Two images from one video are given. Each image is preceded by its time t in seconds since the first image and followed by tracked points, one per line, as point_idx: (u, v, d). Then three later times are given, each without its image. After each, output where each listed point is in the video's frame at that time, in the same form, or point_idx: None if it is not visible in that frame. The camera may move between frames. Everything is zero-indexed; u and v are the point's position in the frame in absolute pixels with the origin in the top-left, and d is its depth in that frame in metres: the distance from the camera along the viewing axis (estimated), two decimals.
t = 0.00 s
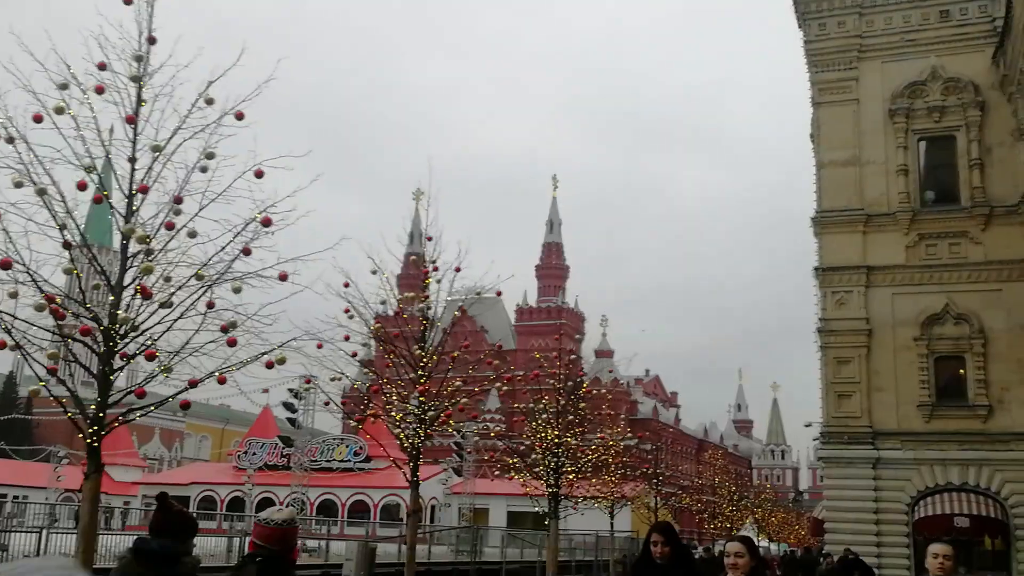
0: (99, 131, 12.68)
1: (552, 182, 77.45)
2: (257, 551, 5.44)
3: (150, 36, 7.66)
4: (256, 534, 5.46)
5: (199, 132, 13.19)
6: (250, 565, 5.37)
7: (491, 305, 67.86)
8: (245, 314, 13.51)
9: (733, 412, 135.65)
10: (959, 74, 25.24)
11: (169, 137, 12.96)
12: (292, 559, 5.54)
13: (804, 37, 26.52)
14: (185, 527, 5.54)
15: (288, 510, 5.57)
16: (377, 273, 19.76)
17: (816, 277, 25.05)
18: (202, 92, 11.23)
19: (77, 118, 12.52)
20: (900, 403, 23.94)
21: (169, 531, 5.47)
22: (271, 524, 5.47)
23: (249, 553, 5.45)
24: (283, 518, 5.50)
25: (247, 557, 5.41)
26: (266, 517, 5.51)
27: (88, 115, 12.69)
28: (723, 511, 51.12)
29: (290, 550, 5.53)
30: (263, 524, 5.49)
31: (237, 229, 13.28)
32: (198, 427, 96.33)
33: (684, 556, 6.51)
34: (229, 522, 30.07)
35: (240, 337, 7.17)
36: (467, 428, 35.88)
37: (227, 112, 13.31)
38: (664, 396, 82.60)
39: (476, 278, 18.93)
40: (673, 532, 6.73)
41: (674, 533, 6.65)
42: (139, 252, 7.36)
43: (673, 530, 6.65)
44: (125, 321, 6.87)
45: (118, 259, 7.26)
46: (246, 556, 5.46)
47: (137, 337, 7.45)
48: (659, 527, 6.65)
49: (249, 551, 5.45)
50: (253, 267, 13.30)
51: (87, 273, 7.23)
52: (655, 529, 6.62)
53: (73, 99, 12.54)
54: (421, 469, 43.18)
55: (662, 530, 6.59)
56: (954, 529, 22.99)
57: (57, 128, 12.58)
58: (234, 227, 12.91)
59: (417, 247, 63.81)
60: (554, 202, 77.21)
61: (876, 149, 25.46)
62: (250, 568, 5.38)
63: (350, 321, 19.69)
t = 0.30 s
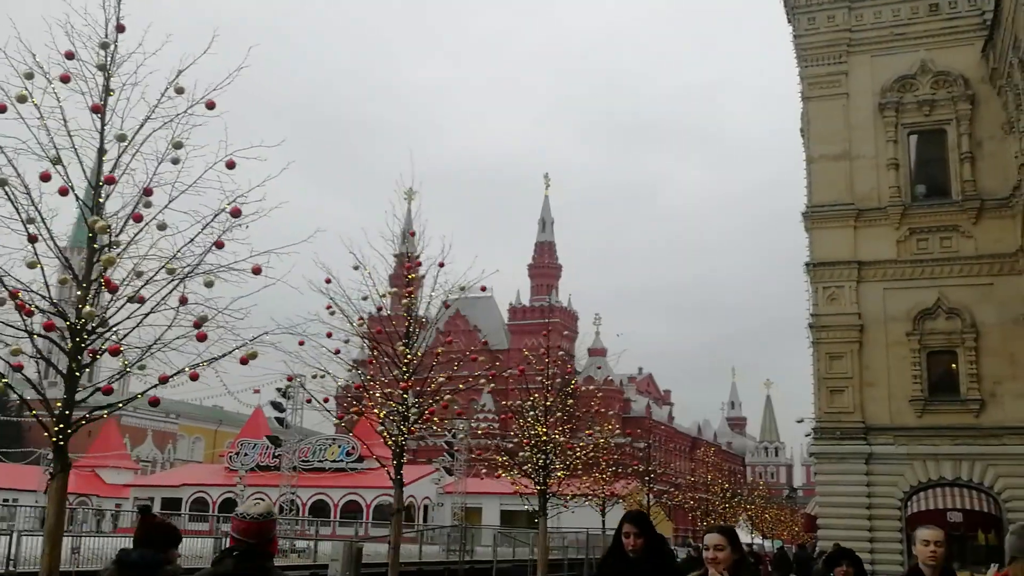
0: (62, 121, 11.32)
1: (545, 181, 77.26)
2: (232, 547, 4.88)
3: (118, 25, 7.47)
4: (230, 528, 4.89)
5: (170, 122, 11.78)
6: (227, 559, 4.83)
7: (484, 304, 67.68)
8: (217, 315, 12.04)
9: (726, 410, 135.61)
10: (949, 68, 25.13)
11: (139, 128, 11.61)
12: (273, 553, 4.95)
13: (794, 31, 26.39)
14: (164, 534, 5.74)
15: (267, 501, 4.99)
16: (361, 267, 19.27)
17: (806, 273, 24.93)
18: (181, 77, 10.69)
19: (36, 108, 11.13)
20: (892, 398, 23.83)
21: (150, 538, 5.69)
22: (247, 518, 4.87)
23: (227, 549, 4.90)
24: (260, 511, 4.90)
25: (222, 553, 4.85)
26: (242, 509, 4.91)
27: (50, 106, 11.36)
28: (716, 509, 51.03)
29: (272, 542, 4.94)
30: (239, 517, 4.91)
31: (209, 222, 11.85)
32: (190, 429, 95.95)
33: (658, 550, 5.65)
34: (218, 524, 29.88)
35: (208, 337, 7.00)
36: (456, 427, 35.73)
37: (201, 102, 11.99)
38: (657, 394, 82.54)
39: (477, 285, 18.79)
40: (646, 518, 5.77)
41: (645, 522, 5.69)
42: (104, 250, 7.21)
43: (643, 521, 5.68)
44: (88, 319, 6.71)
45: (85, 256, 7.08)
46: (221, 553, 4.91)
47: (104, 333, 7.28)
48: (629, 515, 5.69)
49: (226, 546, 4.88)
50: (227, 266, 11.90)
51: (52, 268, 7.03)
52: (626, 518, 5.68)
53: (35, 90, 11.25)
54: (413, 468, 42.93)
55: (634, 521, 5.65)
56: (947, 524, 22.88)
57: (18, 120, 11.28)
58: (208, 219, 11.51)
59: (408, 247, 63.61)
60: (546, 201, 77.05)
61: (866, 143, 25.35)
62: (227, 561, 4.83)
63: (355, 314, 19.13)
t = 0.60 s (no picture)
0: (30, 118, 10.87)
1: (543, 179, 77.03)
2: (238, 561, 5.08)
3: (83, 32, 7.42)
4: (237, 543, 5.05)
5: (144, 118, 11.38)
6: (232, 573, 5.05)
7: (484, 304, 67.50)
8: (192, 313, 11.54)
9: (730, 406, 135.22)
10: (944, 57, 24.98)
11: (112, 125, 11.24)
12: (275, 565, 5.13)
13: (787, 24, 26.24)
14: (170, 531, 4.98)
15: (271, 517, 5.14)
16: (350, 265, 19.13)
17: (804, 266, 24.80)
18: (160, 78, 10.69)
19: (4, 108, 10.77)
20: (893, 390, 23.69)
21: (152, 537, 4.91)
22: (252, 532, 5.06)
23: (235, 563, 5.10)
24: (264, 526, 5.09)
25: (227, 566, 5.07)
26: (246, 524, 5.10)
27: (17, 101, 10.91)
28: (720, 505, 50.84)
29: (275, 557, 5.12)
30: (245, 532, 5.08)
31: (183, 217, 11.34)
32: (193, 434, 96.51)
33: (638, 552, 5.35)
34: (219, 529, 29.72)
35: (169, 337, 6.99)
36: (456, 428, 35.61)
37: (174, 94, 11.52)
38: (660, 391, 82.31)
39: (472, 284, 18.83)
40: (629, 517, 5.49)
41: (625, 521, 5.41)
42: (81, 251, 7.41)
43: (623, 519, 5.39)
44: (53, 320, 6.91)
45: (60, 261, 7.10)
46: (227, 567, 5.12)
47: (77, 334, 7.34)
48: (608, 513, 5.42)
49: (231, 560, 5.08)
50: (204, 264, 11.35)
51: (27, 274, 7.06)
52: (604, 516, 5.41)
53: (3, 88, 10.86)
54: (415, 470, 42.78)
55: (612, 519, 5.38)
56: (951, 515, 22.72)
57: None
58: (180, 215, 11.02)
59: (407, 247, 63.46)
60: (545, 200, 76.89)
61: (862, 134, 25.22)
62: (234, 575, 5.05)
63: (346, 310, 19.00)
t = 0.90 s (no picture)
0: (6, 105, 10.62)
1: (544, 178, 76.72)
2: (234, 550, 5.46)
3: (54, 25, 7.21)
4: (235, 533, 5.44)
5: (121, 104, 10.95)
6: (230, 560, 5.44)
7: (483, 303, 67.19)
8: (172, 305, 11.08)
9: (731, 407, 134.86)
10: (946, 54, 24.74)
11: (90, 111, 10.86)
12: (271, 556, 5.52)
13: (788, 19, 25.99)
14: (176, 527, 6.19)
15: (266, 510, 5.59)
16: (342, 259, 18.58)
17: (805, 264, 24.57)
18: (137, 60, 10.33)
19: None
20: (894, 390, 23.45)
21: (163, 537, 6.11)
22: (249, 524, 5.47)
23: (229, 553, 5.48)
24: (260, 517, 5.51)
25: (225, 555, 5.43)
26: (242, 516, 5.52)
27: None
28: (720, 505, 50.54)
29: (269, 547, 5.50)
30: (243, 524, 5.48)
31: (159, 206, 10.87)
32: (192, 432, 96.24)
33: (602, 549, 4.98)
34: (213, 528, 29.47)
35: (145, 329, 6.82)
36: (453, 426, 35.37)
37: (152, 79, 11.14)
38: (660, 391, 82.02)
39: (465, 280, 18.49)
40: (594, 509, 5.10)
41: (587, 514, 5.02)
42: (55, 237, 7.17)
43: (584, 514, 5.01)
44: (22, 307, 6.66)
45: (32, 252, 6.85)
46: (224, 556, 5.47)
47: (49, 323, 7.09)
48: (569, 507, 5.05)
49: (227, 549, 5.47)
50: (183, 254, 10.88)
51: None
52: (564, 511, 5.04)
53: None
54: (413, 469, 42.56)
55: (572, 514, 5.01)
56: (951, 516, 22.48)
57: None
58: (156, 201, 10.58)
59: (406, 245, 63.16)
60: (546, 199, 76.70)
61: (864, 131, 24.98)
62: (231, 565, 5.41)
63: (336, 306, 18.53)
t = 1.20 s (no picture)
0: None
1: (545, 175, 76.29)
2: (216, 548, 5.12)
3: None
4: (213, 528, 5.12)
5: (99, 80, 9.72)
6: (216, 559, 5.06)
7: (484, 300, 66.74)
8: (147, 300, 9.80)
9: (729, 409, 134.68)
10: (951, 54, 24.49)
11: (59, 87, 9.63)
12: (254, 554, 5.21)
13: (793, 17, 25.71)
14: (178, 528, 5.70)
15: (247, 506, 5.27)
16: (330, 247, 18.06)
17: (804, 264, 24.31)
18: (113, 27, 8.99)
19: None
20: (892, 392, 23.20)
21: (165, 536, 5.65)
22: (230, 520, 5.14)
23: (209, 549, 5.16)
24: (242, 513, 5.19)
25: (207, 552, 5.08)
26: (222, 512, 5.18)
27: None
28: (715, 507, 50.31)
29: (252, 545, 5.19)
30: (222, 520, 5.14)
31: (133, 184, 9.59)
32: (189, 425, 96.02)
33: (537, 537, 4.15)
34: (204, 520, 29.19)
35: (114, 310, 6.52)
36: (447, 424, 35.16)
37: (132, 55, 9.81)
38: (658, 392, 81.79)
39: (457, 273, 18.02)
40: (530, 496, 4.29)
41: (524, 503, 4.20)
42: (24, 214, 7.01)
43: (521, 503, 4.17)
44: None
45: None
46: (206, 552, 5.14)
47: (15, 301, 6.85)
48: (501, 492, 4.21)
49: (210, 546, 5.14)
50: (162, 238, 9.62)
51: None
52: (495, 497, 4.20)
53: None
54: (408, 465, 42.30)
55: (506, 500, 4.17)
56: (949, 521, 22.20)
57: None
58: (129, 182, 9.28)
59: (405, 241, 62.81)
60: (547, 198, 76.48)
61: (867, 131, 24.71)
62: (215, 562, 5.06)
63: (325, 295, 17.92)
